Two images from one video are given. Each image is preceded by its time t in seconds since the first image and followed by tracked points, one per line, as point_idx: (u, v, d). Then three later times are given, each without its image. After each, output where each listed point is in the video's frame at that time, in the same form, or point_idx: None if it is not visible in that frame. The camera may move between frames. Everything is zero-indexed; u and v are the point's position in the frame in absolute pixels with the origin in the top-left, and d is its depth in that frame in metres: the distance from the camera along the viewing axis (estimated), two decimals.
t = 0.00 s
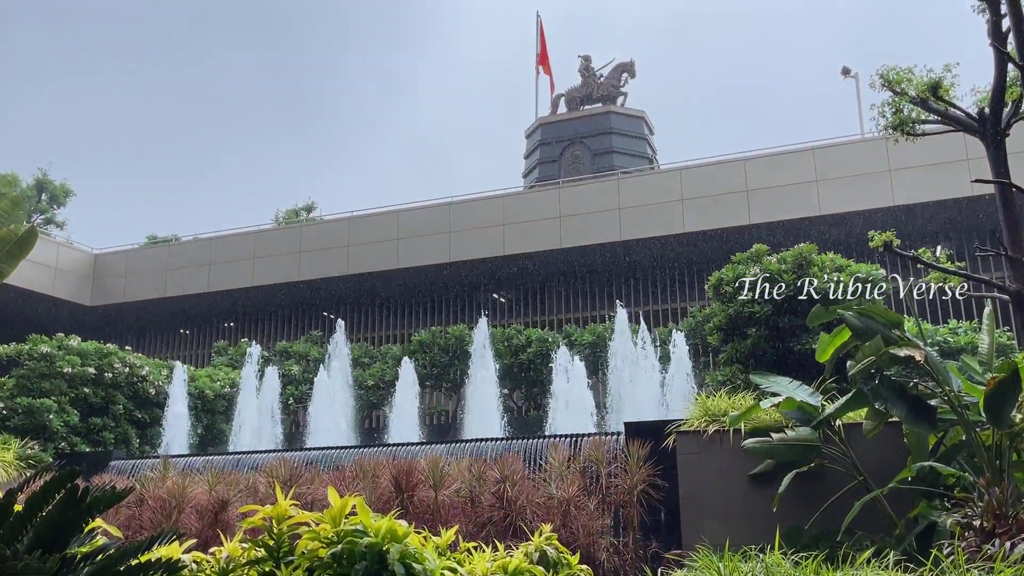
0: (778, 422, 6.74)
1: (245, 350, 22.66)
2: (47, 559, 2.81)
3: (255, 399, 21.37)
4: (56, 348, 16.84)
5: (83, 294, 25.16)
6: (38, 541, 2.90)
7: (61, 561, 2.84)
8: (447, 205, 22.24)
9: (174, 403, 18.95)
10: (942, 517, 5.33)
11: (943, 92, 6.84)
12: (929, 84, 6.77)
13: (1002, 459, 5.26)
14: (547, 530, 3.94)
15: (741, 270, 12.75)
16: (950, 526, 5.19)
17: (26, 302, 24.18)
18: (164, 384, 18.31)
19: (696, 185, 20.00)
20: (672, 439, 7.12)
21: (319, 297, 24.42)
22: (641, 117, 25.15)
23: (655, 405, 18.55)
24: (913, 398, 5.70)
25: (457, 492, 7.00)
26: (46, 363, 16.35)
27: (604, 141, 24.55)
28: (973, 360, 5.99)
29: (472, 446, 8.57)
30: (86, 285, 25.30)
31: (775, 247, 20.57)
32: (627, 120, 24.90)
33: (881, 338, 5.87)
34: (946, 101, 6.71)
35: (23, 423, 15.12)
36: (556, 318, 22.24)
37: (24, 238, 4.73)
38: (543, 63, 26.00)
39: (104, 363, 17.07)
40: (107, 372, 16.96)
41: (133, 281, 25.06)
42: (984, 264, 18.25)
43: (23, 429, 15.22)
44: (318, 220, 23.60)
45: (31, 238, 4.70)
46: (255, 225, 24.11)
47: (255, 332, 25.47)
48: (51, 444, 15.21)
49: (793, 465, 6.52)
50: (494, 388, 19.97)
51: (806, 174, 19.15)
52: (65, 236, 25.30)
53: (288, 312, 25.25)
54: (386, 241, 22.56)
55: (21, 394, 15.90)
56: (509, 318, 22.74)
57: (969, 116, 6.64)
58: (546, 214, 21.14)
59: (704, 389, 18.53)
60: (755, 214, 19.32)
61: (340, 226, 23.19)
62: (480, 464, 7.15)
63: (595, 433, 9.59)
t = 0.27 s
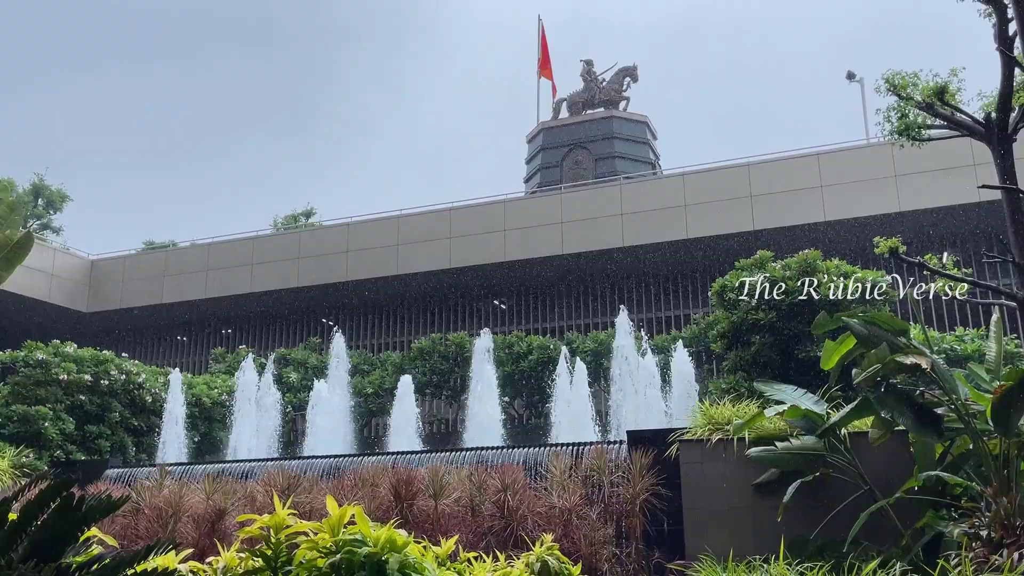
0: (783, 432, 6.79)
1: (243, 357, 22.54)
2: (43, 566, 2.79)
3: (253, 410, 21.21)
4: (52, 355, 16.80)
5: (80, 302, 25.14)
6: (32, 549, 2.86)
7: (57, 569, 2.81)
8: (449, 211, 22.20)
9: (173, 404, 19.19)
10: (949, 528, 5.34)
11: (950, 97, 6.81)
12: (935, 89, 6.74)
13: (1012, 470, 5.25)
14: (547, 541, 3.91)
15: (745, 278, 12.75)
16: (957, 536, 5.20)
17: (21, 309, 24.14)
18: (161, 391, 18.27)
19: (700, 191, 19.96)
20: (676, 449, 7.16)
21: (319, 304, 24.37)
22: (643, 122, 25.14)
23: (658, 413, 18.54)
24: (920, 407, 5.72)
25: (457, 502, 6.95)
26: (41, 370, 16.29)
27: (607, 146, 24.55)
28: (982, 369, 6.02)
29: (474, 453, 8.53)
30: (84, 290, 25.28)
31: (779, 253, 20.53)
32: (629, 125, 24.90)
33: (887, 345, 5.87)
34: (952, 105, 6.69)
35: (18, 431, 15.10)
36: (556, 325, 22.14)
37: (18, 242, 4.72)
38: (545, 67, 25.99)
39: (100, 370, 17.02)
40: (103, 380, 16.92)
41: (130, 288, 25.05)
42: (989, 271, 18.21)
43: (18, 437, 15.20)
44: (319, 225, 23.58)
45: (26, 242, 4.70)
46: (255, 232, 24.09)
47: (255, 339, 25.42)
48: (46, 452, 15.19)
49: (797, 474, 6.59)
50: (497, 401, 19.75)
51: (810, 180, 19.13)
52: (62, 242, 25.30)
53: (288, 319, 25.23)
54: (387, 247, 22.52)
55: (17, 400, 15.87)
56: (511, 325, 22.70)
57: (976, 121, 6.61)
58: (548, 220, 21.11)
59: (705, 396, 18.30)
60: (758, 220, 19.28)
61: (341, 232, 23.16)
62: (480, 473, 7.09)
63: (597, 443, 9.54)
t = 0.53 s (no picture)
0: (784, 438, 6.79)
1: (242, 363, 22.78)
2: None
3: (255, 414, 21.24)
4: (51, 360, 16.81)
5: (79, 307, 25.10)
6: (29, 555, 2.86)
7: None
8: (450, 216, 22.22)
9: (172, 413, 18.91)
10: (952, 536, 5.36)
11: (953, 103, 6.82)
12: (937, 95, 6.75)
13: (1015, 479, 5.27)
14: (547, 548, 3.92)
15: (747, 283, 12.77)
16: (963, 543, 5.22)
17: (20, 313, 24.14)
18: (160, 397, 18.29)
19: (702, 197, 19.97)
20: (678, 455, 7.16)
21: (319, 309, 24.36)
22: (645, 127, 25.12)
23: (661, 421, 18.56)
24: (923, 414, 5.72)
25: (457, 508, 6.93)
26: (41, 376, 16.31)
27: (608, 151, 24.57)
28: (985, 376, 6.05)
29: (476, 459, 8.52)
30: (82, 295, 25.27)
31: (781, 259, 20.54)
32: (630, 130, 24.86)
33: (891, 351, 5.85)
34: (955, 110, 6.70)
35: (17, 437, 15.12)
36: (557, 331, 22.14)
37: (18, 247, 4.73)
38: (545, 72, 26.02)
39: (100, 376, 17.03)
40: (102, 385, 16.96)
41: (130, 293, 25.04)
42: (994, 277, 18.22)
43: (18, 442, 15.21)
44: (320, 230, 23.59)
45: (26, 247, 4.71)
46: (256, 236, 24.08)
47: (255, 344, 25.38)
48: (46, 458, 15.22)
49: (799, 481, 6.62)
50: (496, 408, 19.81)
51: (813, 186, 19.12)
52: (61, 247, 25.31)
53: (288, 324, 25.20)
54: (388, 252, 22.54)
55: (17, 407, 15.89)
56: (512, 331, 22.70)
57: (978, 128, 6.62)
58: (551, 225, 21.11)
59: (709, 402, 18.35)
60: (761, 226, 19.28)
61: (342, 236, 23.16)
62: (481, 480, 7.07)
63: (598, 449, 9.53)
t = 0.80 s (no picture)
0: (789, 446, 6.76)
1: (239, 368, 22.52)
2: None
3: (248, 417, 21.12)
4: (45, 366, 16.79)
5: (72, 310, 25.05)
6: (20, 566, 2.80)
7: None
8: (450, 220, 22.18)
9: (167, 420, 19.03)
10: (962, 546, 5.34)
11: (960, 106, 6.79)
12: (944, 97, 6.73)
13: None
14: (546, 558, 3.87)
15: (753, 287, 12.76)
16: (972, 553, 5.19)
17: (10, 317, 24.08)
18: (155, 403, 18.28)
19: (706, 200, 19.93)
20: (681, 463, 7.14)
21: (320, 313, 24.31)
22: (648, 130, 25.13)
23: (664, 429, 18.52)
24: (931, 422, 5.70)
25: (457, 517, 6.92)
26: (34, 382, 16.35)
27: (611, 154, 24.54)
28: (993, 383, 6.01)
29: (475, 467, 8.46)
30: (76, 300, 25.20)
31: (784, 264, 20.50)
32: (634, 133, 24.86)
33: (898, 357, 5.82)
34: (962, 113, 6.67)
35: (10, 443, 15.11)
36: (558, 336, 22.10)
37: (14, 250, 4.68)
38: (547, 75, 26.00)
39: (94, 382, 17.02)
40: (97, 391, 16.95)
41: (125, 297, 25.00)
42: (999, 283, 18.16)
43: (10, 449, 15.19)
44: (319, 234, 23.55)
45: (21, 250, 4.67)
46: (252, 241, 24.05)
47: (254, 349, 25.38)
48: (39, 464, 15.21)
49: (804, 490, 6.60)
50: (497, 415, 19.66)
51: (819, 189, 19.08)
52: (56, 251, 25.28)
53: (288, 329, 25.15)
54: (389, 256, 22.49)
55: (10, 414, 15.88)
56: (513, 336, 22.65)
57: (986, 130, 6.59)
58: (552, 229, 21.07)
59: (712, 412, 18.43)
60: (764, 231, 19.23)
61: (342, 240, 23.13)
62: (482, 488, 7.07)
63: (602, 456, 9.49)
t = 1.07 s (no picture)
0: (792, 451, 6.74)
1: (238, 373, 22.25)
2: None
3: (247, 421, 21.08)
4: (43, 369, 16.77)
5: (71, 313, 25.10)
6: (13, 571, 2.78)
7: None
8: (450, 223, 22.18)
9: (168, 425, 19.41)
10: (964, 552, 5.35)
11: (963, 109, 6.79)
12: (948, 101, 6.72)
13: None
14: (547, 564, 3.85)
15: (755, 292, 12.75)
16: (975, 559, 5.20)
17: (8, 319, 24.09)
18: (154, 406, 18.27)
19: (708, 203, 19.93)
20: (683, 468, 7.11)
21: (322, 317, 24.31)
22: (650, 132, 25.14)
23: (664, 433, 18.35)
24: (934, 428, 5.71)
25: (457, 522, 6.94)
26: (33, 384, 16.35)
27: (612, 157, 24.54)
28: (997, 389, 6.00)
29: (476, 472, 8.44)
30: (76, 303, 25.28)
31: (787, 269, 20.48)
32: (636, 136, 24.88)
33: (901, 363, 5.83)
34: (966, 116, 6.67)
35: (8, 446, 15.10)
36: (559, 340, 22.08)
37: (11, 253, 4.65)
38: (548, 77, 26.02)
39: (92, 385, 17.02)
40: (95, 395, 16.95)
41: (124, 300, 25.00)
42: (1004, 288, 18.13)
43: (9, 452, 15.18)
44: (319, 237, 23.55)
45: (21, 252, 4.63)
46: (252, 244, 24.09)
47: (254, 353, 25.38)
48: (36, 468, 15.21)
49: (808, 495, 6.59)
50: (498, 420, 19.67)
51: (821, 193, 19.08)
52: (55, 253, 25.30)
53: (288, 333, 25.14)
54: (389, 259, 22.48)
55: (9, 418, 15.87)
56: (513, 339, 22.65)
57: (991, 134, 6.58)
58: (553, 233, 21.07)
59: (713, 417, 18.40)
60: (766, 235, 19.22)
61: (342, 243, 23.12)
62: (481, 493, 7.08)
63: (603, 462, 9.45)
